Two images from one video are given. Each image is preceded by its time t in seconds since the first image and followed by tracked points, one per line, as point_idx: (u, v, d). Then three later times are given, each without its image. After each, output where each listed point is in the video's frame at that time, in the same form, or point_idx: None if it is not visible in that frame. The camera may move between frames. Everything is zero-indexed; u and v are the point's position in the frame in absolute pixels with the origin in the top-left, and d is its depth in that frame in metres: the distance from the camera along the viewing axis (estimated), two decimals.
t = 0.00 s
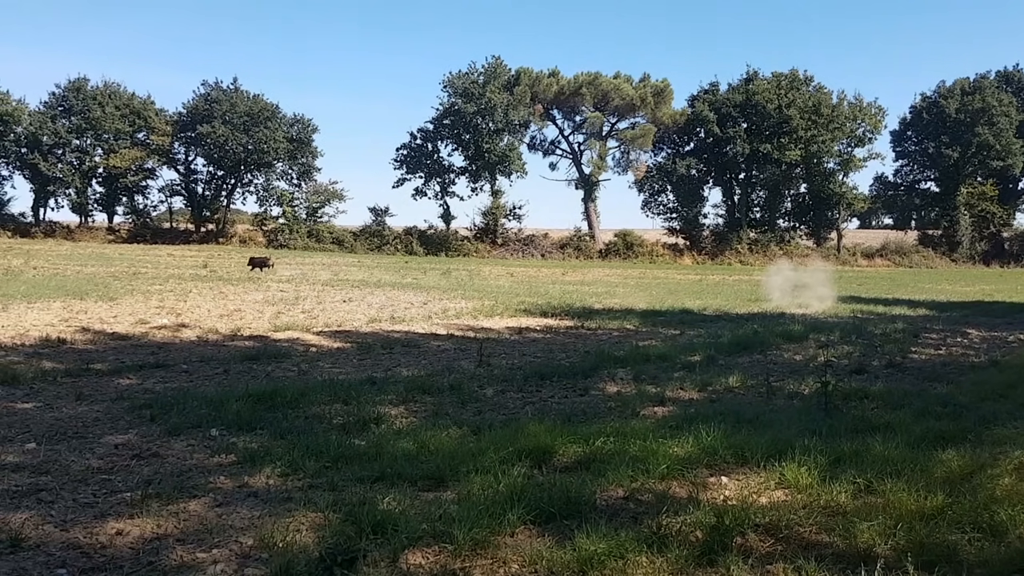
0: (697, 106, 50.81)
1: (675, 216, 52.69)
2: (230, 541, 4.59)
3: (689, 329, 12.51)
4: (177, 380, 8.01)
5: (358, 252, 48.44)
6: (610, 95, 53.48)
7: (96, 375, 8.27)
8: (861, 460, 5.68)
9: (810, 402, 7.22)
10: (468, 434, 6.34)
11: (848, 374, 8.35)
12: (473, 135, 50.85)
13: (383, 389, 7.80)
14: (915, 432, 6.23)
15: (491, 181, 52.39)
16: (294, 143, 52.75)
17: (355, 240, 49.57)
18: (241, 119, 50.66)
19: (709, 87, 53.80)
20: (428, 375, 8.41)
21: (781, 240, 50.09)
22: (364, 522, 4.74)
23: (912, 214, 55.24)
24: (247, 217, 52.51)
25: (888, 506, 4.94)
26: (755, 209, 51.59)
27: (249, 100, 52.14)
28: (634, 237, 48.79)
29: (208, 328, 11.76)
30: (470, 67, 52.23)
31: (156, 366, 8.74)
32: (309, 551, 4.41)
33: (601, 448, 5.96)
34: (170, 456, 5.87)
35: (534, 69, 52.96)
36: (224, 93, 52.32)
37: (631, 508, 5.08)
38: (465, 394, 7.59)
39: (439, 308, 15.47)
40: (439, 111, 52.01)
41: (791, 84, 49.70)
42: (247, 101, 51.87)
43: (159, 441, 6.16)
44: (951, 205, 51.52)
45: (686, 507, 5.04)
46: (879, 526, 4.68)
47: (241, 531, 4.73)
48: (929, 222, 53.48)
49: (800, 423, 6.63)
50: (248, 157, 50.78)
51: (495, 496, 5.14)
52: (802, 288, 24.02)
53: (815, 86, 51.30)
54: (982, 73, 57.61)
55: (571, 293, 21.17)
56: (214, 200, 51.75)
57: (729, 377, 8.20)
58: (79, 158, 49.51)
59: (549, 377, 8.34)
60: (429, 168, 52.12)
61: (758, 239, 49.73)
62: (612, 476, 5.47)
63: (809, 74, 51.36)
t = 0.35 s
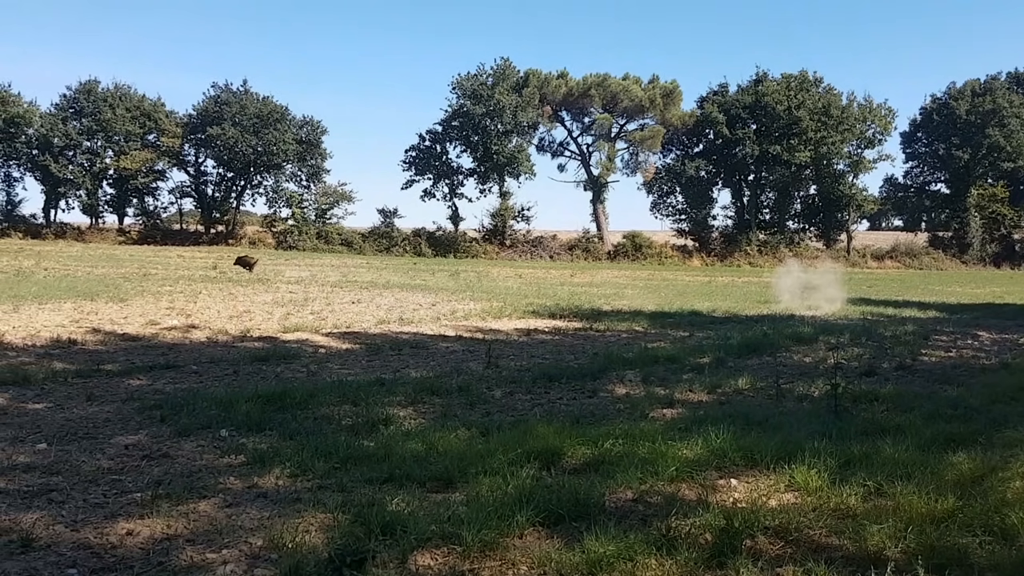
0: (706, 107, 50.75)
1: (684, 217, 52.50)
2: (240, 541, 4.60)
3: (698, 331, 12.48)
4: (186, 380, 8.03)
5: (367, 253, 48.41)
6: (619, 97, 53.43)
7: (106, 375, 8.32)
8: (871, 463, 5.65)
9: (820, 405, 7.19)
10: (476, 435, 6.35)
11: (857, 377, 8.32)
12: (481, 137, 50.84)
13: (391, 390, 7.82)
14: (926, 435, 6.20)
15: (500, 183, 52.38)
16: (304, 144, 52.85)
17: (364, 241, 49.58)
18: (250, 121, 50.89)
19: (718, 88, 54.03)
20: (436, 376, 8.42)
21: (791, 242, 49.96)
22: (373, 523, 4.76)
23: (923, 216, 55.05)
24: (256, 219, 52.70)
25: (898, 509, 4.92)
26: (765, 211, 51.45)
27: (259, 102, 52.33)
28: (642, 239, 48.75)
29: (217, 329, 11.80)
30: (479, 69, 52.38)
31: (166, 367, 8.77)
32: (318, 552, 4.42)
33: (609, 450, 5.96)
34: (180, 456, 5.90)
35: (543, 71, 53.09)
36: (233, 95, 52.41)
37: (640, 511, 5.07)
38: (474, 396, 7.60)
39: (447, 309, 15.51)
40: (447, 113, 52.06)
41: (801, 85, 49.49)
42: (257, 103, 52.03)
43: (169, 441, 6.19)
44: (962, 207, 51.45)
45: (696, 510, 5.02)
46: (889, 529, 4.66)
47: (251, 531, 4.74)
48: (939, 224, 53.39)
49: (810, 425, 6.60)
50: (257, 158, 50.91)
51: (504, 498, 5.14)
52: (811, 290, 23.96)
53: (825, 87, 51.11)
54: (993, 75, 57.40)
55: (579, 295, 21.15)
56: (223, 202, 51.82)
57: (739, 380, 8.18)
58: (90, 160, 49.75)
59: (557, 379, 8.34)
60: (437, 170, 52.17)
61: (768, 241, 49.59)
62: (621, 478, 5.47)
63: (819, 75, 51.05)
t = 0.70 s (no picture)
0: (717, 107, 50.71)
1: (694, 218, 52.38)
2: (250, 541, 4.61)
3: (708, 332, 12.47)
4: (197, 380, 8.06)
5: (377, 254, 48.52)
6: (629, 97, 53.44)
7: (118, 374, 8.35)
8: (883, 465, 5.63)
9: (830, 407, 7.17)
10: (486, 436, 6.35)
11: (868, 379, 8.29)
12: (491, 138, 50.82)
13: (401, 390, 7.84)
14: (938, 438, 6.16)
15: (509, 184, 52.39)
16: (314, 145, 52.97)
17: (373, 242, 49.65)
18: (261, 122, 50.87)
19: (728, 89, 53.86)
20: (445, 377, 8.43)
21: (802, 243, 49.81)
22: (382, 524, 4.76)
23: (934, 217, 54.24)
24: (266, 219, 52.88)
25: (909, 512, 4.90)
26: (775, 212, 51.27)
27: (271, 102, 52.38)
28: (652, 240, 48.67)
29: (228, 329, 11.83)
30: (489, 70, 52.43)
31: (177, 366, 8.81)
32: (328, 552, 4.42)
33: (619, 452, 5.95)
34: (191, 455, 5.92)
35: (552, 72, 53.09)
36: (245, 95, 52.37)
37: (650, 512, 5.06)
38: (483, 397, 7.60)
39: (457, 309, 15.52)
40: (457, 114, 52.07)
41: (812, 86, 49.38)
42: (268, 103, 52.07)
43: (180, 440, 6.22)
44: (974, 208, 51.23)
45: (706, 511, 5.01)
46: (900, 532, 4.64)
47: (260, 531, 4.75)
48: (951, 225, 53.12)
49: (821, 427, 6.58)
50: (268, 159, 51.02)
51: (514, 498, 5.14)
52: (821, 291, 23.89)
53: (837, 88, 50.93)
54: (1005, 76, 57.11)
55: (588, 295, 21.14)
56: (234, 202, 51.97)
57: (749, 381, 8.16)
58: (102, 160, 49.99)
59: (566, 380, 8.34)
60: (447, 170, 52.22)
61: (778, 242, 49.52)
62: (630, 479, 5.46)
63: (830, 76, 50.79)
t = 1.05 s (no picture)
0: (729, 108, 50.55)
1: (706, 219, 52.28)
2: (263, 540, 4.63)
3: (719, 334, 12.45)
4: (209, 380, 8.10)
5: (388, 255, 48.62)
6: (641, 98, 53.29)
7: (131, 375, 8.39)
8: (895, 468, 5.60)
9: (842, 409, 7.14)
10: (496, 437, 6.36)
11: (881, 381, 8.25)
12: (502, 139, 50.82)
13: (411, 391, 7.85)
14: (951, 440, 6.13)
15: (520, 185, 52.39)
16: (326, 146, 53.13)
17: (384, 242, 49.73)
18: (273, 123, 51.10)
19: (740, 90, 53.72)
20: (456, 377, 8.43)
21: (814, 244, 49.61)
22: (393, 524, 4.77)
23: (946, 219, 53.83)
24: (277, 220, 53.09)
25: (922, 514, 4.87)
26: (787, 213, 51.09)
27: (283, 103, 52.55)
28: (663, 241, 48.58)
29: (240, 329, 11.87)
30: (500, 71, 52.53)
31: (189, 366, 8.84)
32: (339, 552, 4.43)
33: (629, 453, 5.95)
34: (203, 455, 5.94)
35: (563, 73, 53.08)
36: (257, 97, 52.48)
37: (661, 514, 5.05)
38: (493, 398, 7.60)
39: (468, 310, 15.52)
40: (468, 115, 52.10)
41: (824, 87, 49.31)
42: (280, 105, 52.24)
43: (192, 440, 6.24)
44: (988, 210, 51.03)
45: (717, 514, 5.00)
46: (913, 534, 4.62)
47: (272, 531, 4.77)
48: (964, 226, 52.94)
49: (833, 429, 6.55)
50: (280, 160, 51.16)
51: (525, 500, 5.13)
52: (833, 293, 23.81)
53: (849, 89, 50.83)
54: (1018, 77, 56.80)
55: (599, 296, 21.11)
56: (246, 203, 52.13)
57: (760, 383, 8.14)
58: (115, 161, 50.26)
59: (577, 381, 8.34)
60: (458, 171, 52.26)
61: (790, 243, 49.35)
62: (641, 481, 5.45)
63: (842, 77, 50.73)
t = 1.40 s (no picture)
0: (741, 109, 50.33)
1: (717, 221, 52.18)
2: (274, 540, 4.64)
3: (730, 335, 12.41)
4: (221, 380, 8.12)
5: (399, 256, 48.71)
6: (652, 99, 53.22)
7: (143, 375, 8.44)
8: (908, 470, 5.57)
9: (855, 411, 7.11)
10: (507, 438, 6.36)
11: (894, 384, 8.20)
12: (513, 140, 50.85)
13: (422, 392, 7.86)
14: (964, 443, 6.09)
15: (530, 186, 52.38)
16: (337, 147, 53.25)
17: (395, 243, 49.81)
18: (285, 125, 51.30)
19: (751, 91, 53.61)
20: (466, 379, 8.44)
21: (826, 245, 49.37)
22: (404, 525, 4.78)
23: (960, 220, 53.53)
24: (289, 221, 53.24)
25: (935, 517, 4.85)
26: (799, 214, 50.94)
27: (294, 105, 52.74)
28: (674, 242, 48.47)
29: (252, 330, 11.91)
30: (511, 72, 52.63)
31: (201, 367, 8.88)
32: (350, 552, 4.44)
33: (640, 455, 5.94)
34: (216, 455, 5.97)
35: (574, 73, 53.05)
36: (269, 98, 52.60)
37: (673, 516, 5.04)
38: (504, 399, 7.61)
39: (479, 312, 15.51)
40: (479, 116, 52.14)
41: (837, 88, 49.11)
42: (292, 106, 52.40)
43: (205, 440, 6.27)
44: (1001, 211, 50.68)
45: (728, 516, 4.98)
46: (926, 538, 4.60)
47: (284, 531, 4.78)
48: (977, 228, 52.61)
49: (845, 432, 6.53)
50: (291, 161, 51.30)
51: (536, 501, 5.13)
52: (847, 295, 23.76)
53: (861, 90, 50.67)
54: None
55: (609, 298, 21.08)
56: (258, 204, 52.32)
57: (772, 385, 8.11)
58: (128, 163, 50.47)
59: (589, 382, 8.34)
60: (469, 172, 52.30)
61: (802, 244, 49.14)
62: (653, 483, 5.44)
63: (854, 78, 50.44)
